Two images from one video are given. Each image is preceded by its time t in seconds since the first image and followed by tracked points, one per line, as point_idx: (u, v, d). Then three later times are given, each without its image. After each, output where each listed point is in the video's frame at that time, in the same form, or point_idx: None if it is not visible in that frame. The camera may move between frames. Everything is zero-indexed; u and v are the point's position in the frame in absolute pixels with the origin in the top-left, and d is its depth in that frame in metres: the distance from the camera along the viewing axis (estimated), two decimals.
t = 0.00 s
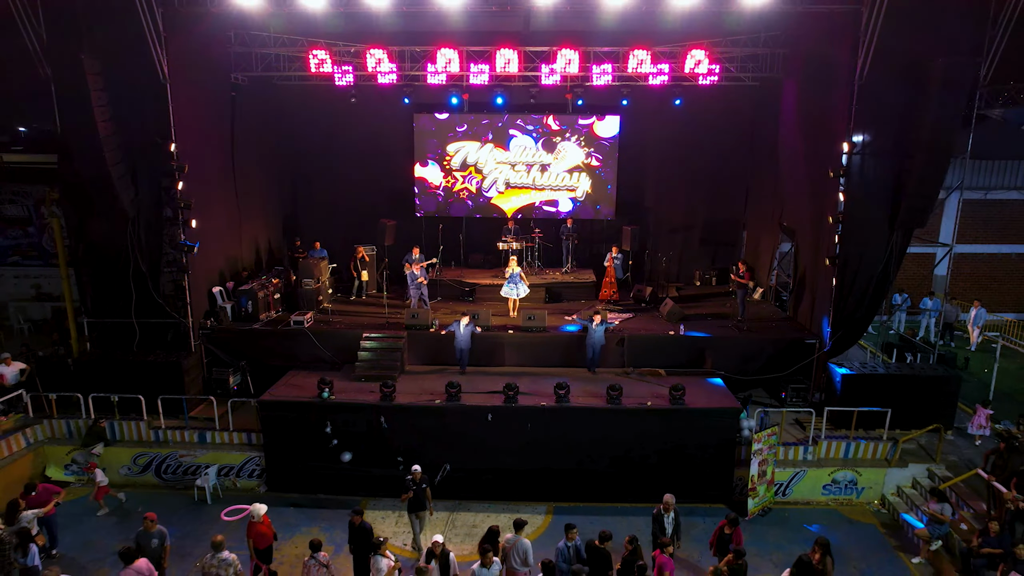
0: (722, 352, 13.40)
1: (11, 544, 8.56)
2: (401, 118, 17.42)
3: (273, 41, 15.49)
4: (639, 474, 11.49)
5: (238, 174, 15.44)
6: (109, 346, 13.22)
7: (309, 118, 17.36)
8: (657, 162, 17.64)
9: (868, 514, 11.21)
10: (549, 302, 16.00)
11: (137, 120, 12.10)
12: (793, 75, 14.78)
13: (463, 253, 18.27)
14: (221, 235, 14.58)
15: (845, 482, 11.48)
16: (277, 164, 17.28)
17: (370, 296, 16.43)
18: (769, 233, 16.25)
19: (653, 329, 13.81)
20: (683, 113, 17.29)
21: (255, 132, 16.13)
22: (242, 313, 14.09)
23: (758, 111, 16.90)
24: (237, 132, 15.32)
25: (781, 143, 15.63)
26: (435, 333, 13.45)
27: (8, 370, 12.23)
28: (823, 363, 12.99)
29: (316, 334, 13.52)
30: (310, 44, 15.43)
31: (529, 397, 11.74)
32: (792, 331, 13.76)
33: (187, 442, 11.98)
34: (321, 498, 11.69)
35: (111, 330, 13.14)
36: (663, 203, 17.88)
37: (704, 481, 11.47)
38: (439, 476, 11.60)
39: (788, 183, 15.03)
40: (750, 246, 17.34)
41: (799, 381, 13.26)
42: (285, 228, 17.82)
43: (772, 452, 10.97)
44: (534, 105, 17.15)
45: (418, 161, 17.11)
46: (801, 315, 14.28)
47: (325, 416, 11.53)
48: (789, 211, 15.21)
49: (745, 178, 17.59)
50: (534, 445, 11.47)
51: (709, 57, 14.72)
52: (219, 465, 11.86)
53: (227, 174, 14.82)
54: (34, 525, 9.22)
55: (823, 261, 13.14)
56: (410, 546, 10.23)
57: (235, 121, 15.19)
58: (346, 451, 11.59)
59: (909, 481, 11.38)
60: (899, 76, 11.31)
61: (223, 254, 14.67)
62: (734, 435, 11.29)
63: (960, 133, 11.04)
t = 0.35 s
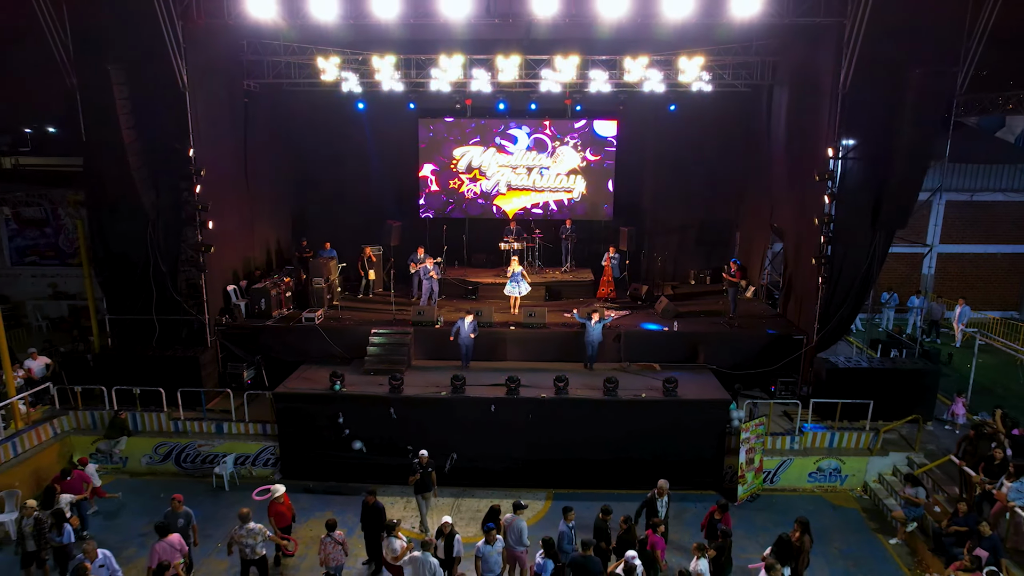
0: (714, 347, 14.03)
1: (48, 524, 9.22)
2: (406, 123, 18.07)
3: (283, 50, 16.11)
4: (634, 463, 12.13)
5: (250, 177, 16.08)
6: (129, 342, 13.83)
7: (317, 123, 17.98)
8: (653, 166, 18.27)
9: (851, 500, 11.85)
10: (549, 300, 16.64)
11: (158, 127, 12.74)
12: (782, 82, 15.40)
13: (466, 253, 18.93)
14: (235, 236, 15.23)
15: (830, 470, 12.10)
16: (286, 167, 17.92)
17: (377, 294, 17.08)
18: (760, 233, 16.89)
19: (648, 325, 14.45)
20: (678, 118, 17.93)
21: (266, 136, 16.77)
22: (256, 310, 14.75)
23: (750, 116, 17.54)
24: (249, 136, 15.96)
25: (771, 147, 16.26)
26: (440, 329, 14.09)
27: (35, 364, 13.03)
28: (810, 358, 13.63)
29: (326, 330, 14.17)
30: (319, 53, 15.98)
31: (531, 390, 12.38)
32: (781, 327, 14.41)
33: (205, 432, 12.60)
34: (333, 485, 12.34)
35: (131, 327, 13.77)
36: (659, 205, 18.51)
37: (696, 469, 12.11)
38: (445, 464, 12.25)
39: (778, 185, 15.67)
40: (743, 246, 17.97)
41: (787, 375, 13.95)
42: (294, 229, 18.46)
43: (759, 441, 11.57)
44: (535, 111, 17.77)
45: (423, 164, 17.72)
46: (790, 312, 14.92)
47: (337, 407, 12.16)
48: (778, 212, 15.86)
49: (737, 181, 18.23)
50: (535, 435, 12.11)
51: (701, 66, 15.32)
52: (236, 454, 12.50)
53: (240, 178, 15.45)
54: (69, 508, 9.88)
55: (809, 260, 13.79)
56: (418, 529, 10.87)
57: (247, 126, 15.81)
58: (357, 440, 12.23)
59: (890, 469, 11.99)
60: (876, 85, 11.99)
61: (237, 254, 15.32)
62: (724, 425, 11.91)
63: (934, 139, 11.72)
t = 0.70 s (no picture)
0: (707, 344, 14.63)
1: (77, 510, 9.74)
2: (410, 127, 18.69)
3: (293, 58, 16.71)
4: (630, 453, 12.74)
5: (261, 180, 16.71)
6: (146, 339, 14.40)
7: (325, 127, 18.59)
8: (650, 169, 18.88)
9: (836, 489, 12.45)
10: (549, 298, 17.26)
11: (176, 133, 13.35)
12: (773, 89, 16.02)
13: (469, 253, 19.54)
14: (248, 237, 15.85)
15: (817, 461, 12.69)
16: (295, 171, 18.54)
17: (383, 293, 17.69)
18: (752, 235, 17.50)
19: (644, 323, 15.06)
20: (673, 124, 18.54)
21: (275, 141, 17.39)
22: (268, 308, 15.37)
23: (743, 121, 18.16)
24: (260, 141, 16.57)
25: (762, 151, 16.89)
26: (445, 327, 14.70)
27: (58, 361, 13.61)
28: (799, 354, 14.24)
29: (335, 327, 14.78)
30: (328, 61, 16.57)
31: (532, 384, 12.99)
32: (772, 325, 15.01)
33: (221, 424, 13.20)
34: (343, 474, 12.96)
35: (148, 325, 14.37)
36: (656, 207, 19.12)
37: (689, 460, 12.71)
38: (450, 455, 12.85)
39: (769, 189, 16.29)
40: (737, 247, 18.57)
41: (777, 370, 14.58)
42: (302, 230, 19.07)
43: (749, 433, 12.16)
44: (535, 116, 18.38)
45: (427, 167, 18.30)
46: (780, 310, 15.53)
47: (347, 401, 12.76)
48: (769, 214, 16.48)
49: (731, 184, 18.84)
50: (536, 427, 12.72)
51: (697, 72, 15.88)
52: (251, 445, 13.11)
53: (252, 181, 16.06)
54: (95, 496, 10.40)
55: (799, 260, 14.40)
56: (425, 515, 11.48)
57: (258, 132, 16.44)
58: (366, 432, 12.84)
59: (874, 460, 12.59)
60: (861, 95, 12.61)
61: (249, 254, 15.93)
62: (716, 418, 12.51)
63: (914, 146, 12.35)
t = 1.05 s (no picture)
0: (700, 340, 15.31)
1: (106, 495, 10.37)
2: (415, 132, 19.37)
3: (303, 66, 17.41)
4: (627, 444, 13.41)
5: (273, 183, 17.40)
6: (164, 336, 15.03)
7: (333, 132, 19.29)
8: (646, 172, 19.56)
9: (822, 478, 13.11)
10: (549, 297, 17.95)
11: (194, 139, 14.05)
12: (764, 96, 16.73)
13: (472, 253, 20.24)
14: (260, 239, 16.54)
15: (804, 451, 13.34)
16: (304, 174, 19.24)
17: (389, 292, 18.37)
18: (744, 236, 18.19)
19: (640, 320, 15.77)
20: (669, 129, 19.23)
21: (286, 145, 18.08)
22: (280, 306, 16.06)
23: (736, 127, 18.85)
24: (272, 146, 17.26)
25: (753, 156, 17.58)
26: (449, 324, 15.38)
27: (82, 356, 14.27)
28: (787, 349, 14.92)
29: (345, 324, 15.46)
30: (337, 69, 17.25)
31: (533, 378, 13.67)
32: (762, 322, 15.69)
33: (237, 416, 13.82)
34: (354, 464, 13.63)
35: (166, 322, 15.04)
36: (652, 209, 19.80)
37: (683, 450, 13.37)
38: (455, 445, 13.52)
39: (760, 192, 16.99)
40: (730, 247, 19.24)
41: (767, 365, 15.26)
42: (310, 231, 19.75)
43: (738, 424, 12.83)
44: (536, 121, 19.06)
45: (432, 170, 18.97)
46: (771, 308, 16.19)
47: (357, 394, 13.42)
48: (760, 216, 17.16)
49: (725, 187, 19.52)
50: (536, 419, 13.39)
51: (690, 80, 16.55)
52: (265, 437, 13.76)
53: (264, 184, 16.76)
54: (126, 481, 10.97)
55: (787, 260, 15.09)
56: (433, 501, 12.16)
57: (270, 137, 17.14)
58: (375, 424, 13.51)
59: (858, 450, 13.25)
60: (844, 104, 13.30)
61: (261, 255, 16.62)
62: (707, 410, 13.18)
63: (895, 152, 13.04)
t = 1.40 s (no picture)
0: (693, 338, 15.91)
1: (127, 483, 10.93)
2: (418, 136, 19.99)
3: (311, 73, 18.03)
4: (622, 436, 14.01)
5: (282, 186, 18.03)
6: (178, 333, 15.64)
7: (339, 137, 19.90)
8: (643, 175, 20.17)
9: (809, 469, 13.71)
10: (548, 296, 18.57)
11: (208, 144, 14.68)
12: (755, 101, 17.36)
13: (474, 254, 20.86)
14: (270, 240, 17.16)
15: (792, 443, 13.94)
16: (311, 177, 19.86)
17: (393, 291, 18.98)
18: (737, 237, 18.80)
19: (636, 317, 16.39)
20: (665, 133, 19.84)
21: (294, 149, 18.71)
22: (289, 305, 16.67)
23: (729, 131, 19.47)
24: (281, 150, 17.89)
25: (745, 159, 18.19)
26: (452, 322, 15.99)
27: (100, 353, 14.87)
28: (777, 346, 15.53)
29: (352, 322, 16.08)
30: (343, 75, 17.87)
31: (533, 373, 14.29)
32: (753, 320, 16.29)
33: (249, 410, 14.41)
34: (361, 455, 14.24)
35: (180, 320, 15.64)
36: (648, 210, 20.41)
37: (675, 441, 13.99)
38: (458, 438, 14.14)
39: (752, 194, 17.60)
40: (724, 248, 19.84)
41: (758, 361, 15.87)
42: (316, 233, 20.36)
43: (729, 416, 13.42)
44: (535, 126, 19.67)
45: (434, 174, 19.56)
46: (762, 306, 16.78)
47: (364, 389, 14.02)
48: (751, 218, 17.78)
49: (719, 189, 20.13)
50: (536, 412, 13.99)
51: (684, 86, 17.15)
52: (276, 430, 14.32)
53: (274, 187, 17.38)
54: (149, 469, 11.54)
55: (777, 260, 15.70)
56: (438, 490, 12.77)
57: (279, 141, 17.76)
58: (381, 417, 14.12)
59: (844, 442, 13.85)
60: (830, 111, 13.94)
61: (271, 255, 17.23)
62: (699, 403, 13.78)
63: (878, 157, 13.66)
